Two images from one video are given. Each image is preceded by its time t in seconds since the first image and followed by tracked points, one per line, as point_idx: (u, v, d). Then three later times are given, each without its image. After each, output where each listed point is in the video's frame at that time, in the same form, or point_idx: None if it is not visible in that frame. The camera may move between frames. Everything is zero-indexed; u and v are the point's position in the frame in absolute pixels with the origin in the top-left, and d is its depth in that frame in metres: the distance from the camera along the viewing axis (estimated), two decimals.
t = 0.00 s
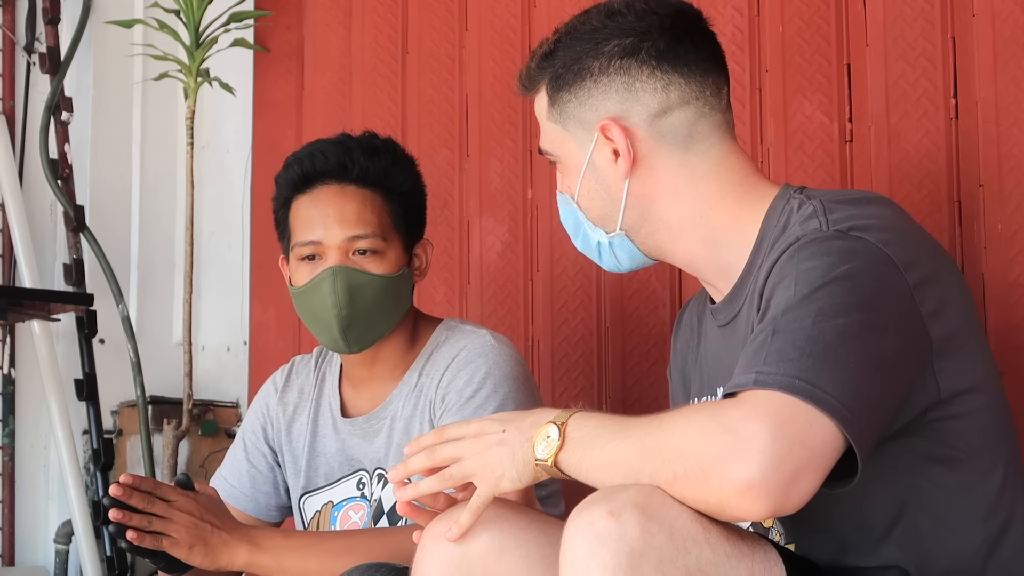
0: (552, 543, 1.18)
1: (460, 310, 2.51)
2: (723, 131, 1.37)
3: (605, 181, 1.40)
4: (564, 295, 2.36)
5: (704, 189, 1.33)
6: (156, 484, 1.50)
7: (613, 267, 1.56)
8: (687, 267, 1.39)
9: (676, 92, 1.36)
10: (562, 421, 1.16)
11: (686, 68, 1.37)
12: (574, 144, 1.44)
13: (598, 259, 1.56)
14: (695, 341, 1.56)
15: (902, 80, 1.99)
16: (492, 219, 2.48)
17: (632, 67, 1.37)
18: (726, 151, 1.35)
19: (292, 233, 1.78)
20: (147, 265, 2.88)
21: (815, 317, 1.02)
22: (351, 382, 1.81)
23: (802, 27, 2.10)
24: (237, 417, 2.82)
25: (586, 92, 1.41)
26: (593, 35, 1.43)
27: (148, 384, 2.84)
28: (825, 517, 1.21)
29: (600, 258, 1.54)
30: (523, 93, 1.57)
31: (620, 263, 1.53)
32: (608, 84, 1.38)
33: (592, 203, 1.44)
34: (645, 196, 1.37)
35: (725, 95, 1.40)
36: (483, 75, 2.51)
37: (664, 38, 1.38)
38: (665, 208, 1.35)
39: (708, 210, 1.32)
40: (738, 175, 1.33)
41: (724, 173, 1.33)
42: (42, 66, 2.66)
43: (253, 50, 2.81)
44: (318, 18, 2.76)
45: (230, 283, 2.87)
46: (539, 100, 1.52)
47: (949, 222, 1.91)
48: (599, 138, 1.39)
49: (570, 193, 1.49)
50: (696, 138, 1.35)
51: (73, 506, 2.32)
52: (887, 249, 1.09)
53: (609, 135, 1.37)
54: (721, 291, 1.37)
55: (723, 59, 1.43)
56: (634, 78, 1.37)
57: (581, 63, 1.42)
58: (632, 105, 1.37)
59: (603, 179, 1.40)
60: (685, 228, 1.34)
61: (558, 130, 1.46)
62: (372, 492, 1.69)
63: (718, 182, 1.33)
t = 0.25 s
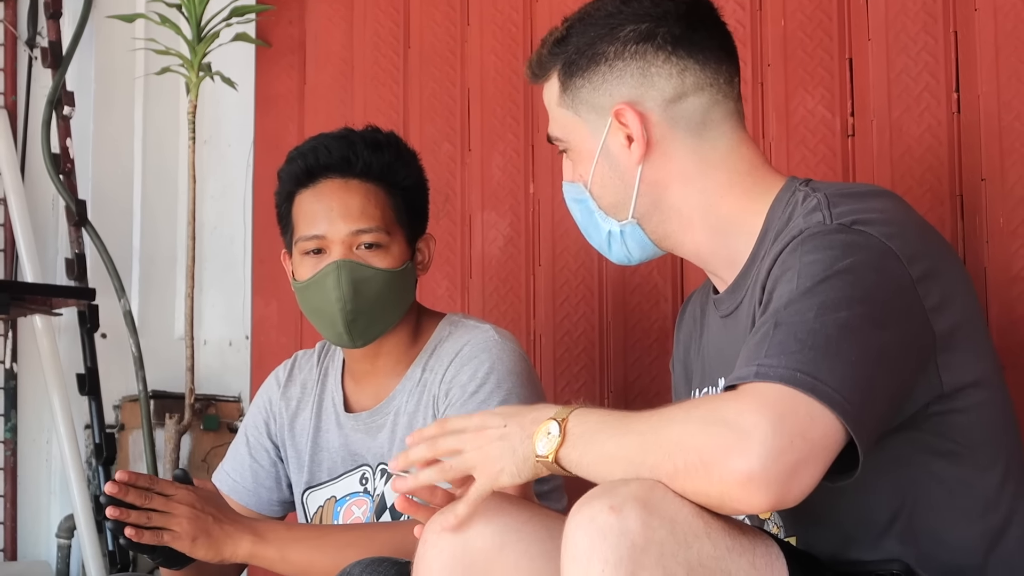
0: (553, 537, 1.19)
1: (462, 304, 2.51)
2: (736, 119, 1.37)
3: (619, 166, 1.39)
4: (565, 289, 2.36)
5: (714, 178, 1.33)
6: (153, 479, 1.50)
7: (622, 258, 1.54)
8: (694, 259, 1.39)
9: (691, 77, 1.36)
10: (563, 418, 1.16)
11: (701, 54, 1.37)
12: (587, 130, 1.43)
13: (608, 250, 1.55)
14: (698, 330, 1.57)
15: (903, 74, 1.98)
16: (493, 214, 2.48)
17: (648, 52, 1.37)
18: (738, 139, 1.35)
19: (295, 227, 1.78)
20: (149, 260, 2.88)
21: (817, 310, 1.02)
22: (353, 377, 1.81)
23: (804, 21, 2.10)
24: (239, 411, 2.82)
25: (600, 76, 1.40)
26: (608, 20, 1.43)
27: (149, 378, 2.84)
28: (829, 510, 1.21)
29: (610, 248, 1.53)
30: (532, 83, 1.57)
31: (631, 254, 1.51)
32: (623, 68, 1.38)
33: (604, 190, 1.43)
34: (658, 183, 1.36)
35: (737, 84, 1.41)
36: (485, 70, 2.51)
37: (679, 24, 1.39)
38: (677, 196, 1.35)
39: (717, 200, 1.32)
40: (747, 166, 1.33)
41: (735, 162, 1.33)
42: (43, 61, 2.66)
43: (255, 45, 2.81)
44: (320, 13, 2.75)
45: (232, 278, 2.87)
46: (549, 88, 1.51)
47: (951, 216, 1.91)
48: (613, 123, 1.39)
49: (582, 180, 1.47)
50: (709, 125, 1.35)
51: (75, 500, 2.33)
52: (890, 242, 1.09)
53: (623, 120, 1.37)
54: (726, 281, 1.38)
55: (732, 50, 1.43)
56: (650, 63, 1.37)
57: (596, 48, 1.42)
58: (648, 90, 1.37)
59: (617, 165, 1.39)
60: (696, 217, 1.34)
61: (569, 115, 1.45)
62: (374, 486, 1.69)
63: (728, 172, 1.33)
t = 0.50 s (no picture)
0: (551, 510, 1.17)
1: (453, 277, 2.51)
2: (779, 87, 1.36)
3: (656, 118, 1.40)
4: (557, 263, 2.36)
5: (748, 141, 1.32)
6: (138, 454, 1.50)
7: (649, 210, 1.57)
8: (720, 216, 1.40)
9: (738, 39, 1.36)
10: (531, 415, 1.19)
11: (752, 17, 1.37)
12: (630, 79, 1.44)
13: (636, 199, 1.56)
14: (711, 290, 1.57)
15: (896, 51, 1.98)
16: (485, 187, 2.47)
17: (697, 8, 1.38)
18: (779, 106, 1.34)
19: (305, 193, 1.79)
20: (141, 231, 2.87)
21: (822, 284, 1.03)
22: (347, 350, 1.82)
23: None
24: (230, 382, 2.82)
25: (649, 27, 1.41)
26: None
27: (141, 349, 2.84)
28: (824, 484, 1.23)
29: (639, 198, 1.55)
30: (589, 31, 1.57)
31: (659, 207, 1.54)
32: (671, 21, 1.39)
33: (639, 140, 1.44)
34: (692, 139, 1.37)
35: (788, 52, 1.40)
36: (477, 41, 2.49)
37: None
38: (710, 156, 1.36)
39: (747, 160, 1.32)
40: (784, 133, 1.32)
41: (770, 126, 1.32)
42: (36, 29, 2.65)
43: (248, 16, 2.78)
44: None
45: (224, 249, 2.86)
46: (603, 35, 1.52)
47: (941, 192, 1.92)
48: (654, 75, 1.40)
49: (620, 128, 1.49)
50: (750, 88, 1.34)
51: (65, 470, 2.33)
52: (907, 220, 1.09)
53: (664, 73, 1.38)
54: (745, 239, 1.38)
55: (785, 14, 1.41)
56: (697, 19, 1.37)
57: None
58: (692, 46, 1.37)
59: (655, 118, 1.40)
60: (726, 175, 1.35)
61: (616, 63, 1.46)
62: (367, 459, 1.70)
63: (762, 134, 1.32)
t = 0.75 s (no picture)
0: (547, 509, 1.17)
1: (451, 276, 2.51)
2: (776, 87, 1.35)
3: (653, 118, 1.40)
4: (555, 262, 2.36)
5: (745, 140, 1.32)
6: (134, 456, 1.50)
7: (650, 211, 1.57)
8: (719, 214, 1.40)
9: (735, 38, 1.35)
10: (530, 414, 1.18)
11: (748, 17, 1.36)
12: (628, 79, 1.44)
13: (637, 201, 1.57)
14: (710, 291, 1.57)
15: (893, 49, 1.98)
16: (482, 186, 2.47)
17: (694, 7, 1.38)
18: (777, 106, 1.34)
19: (302, 191, 1.79)
20: (139, 231, 2.86)
21: (822, 283, 1.03)
22: (345, 350, 1.81)
23: None
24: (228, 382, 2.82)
25: (646, 27, 1.42)
26: None
27: (138, 349, 2.84)
28: (821, 482, 1.23)
29: (639, 199, 1.55)
30: (587, 30, 1.57)
31: (659, 207, 1.54)
32: (668, 20, 1.39)
33: (637, 140, 1.44)
34: (690, 140, 1.37)
35: (786, 52, 1.39)
36: (475, 40, 2.49)
37: None
38: (708, 155, 1.36)
39: (745, 158, 1.32)
40: (781, 132, 1.32)
41: (768, 126, 1.32)
42: (33, 30, 2.64)
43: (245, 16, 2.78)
44: None
45: (221, 248, 2.86)
46: (601, 34, 1.52)
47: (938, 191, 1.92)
48: (652, 75, 1.40)
49: (618, 129, 1.50)
50: (747, 88, 1.34)
51: (63, 471, 2.33)
52: (906, 219, 1.09)
53: (661, 73, 1.38)
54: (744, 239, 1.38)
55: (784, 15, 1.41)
56: (694, 19, 1.37)
57: None
58: (689, 46, 1.37)
59: (652, 118, 1.40)
60: (724, 174, 1.35)
61: (613, 64, 1.47)
62: (364, 458, 1.70)
63: (759, 134, 1.32)
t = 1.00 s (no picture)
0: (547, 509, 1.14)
1: (451, 276, 2.51)
2: (764, 90, 1.36)
3: (641, 128, 1.40)
4: (555, 262, 2.36)
5: (736, 145, 1.33)
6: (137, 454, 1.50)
7: (643, 220, 1.56)
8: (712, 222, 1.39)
9: (720, 45, 1.36)
10: (551, 405, 1.17)
11: (732, 23, 1.37)
12: (615, 90, 1.44)
13: (629, 211, 1.56)
14: (708, 291, 1.57)
15: (894, 50, 1.98)
16: (483, 185, 2.47)
17: (678, 16, 1.38)
18: (765, 110, 1.34)
19: (304, 188, 1.79)
20: (139, 229, 2.86)
21: (820, 287, 1.03)
22: (345, 349, 1.82)
23: None
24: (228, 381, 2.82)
25: (630, 38, 1.42)
26: None
27: (138, 348, 2.84)
28: (818, 482, 1.23)
29: (631, 208, 1.54)
30: (572, 39, 1.57)
31: (651, 217, 1.53)
32: (653, 30, 1.39)
33: (627, 150, 1.44)
34: (679, 149, 1.37)
35: (772, 55, 1.40)
36: (475, 40, 2.49)
37: None
38: (698, 164, 1.36)
39: (738, 164, 1.32)
40: (773, 135, 1.32)
41: (759, 131, 1.33)
42: (34, 28, 2.64)
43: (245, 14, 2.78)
44: None
45: (221, 247, 2.86)
46: (586, 45, 1.53)
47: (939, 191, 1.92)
48: (638, 86, 1.40)
49: (608, 138, 1.49)
50: (734, 94, 1.34)
51: (63, 469, 2.33)
52: (904, 222, 1.09)
53: (648, 83, 1.38)
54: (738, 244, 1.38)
55: (771, 18, 1.41)
56: (679, 28, 1.37)
57: (629, 9, 1.43)
58: (675, 54, 1.37)
59: (640, 127, 1.40)
60: (715, 182, 1.35)
61: (600, 75, 1.46)
62: (364, 457, 1.69)
63: (751, 139, 1.32)
